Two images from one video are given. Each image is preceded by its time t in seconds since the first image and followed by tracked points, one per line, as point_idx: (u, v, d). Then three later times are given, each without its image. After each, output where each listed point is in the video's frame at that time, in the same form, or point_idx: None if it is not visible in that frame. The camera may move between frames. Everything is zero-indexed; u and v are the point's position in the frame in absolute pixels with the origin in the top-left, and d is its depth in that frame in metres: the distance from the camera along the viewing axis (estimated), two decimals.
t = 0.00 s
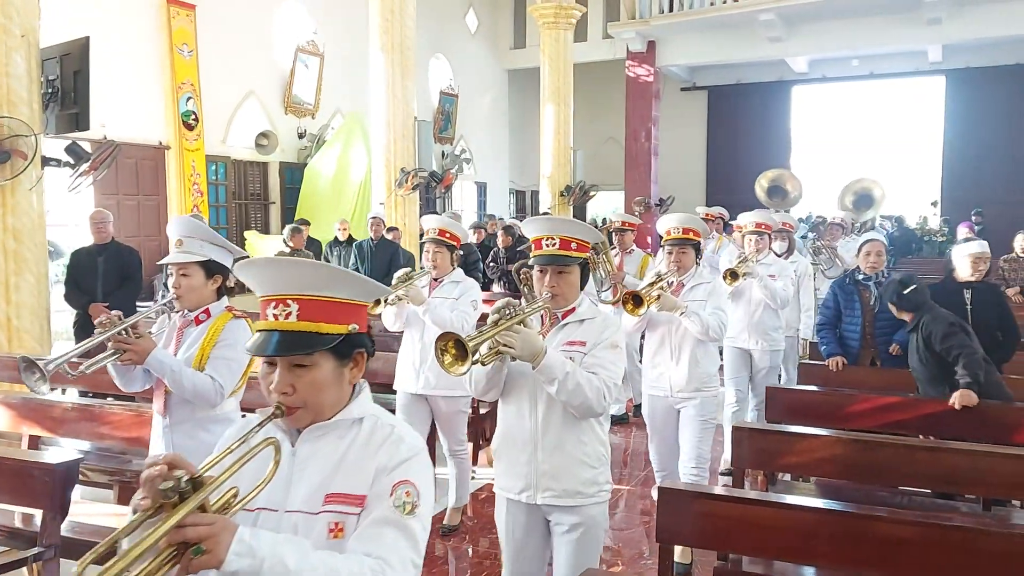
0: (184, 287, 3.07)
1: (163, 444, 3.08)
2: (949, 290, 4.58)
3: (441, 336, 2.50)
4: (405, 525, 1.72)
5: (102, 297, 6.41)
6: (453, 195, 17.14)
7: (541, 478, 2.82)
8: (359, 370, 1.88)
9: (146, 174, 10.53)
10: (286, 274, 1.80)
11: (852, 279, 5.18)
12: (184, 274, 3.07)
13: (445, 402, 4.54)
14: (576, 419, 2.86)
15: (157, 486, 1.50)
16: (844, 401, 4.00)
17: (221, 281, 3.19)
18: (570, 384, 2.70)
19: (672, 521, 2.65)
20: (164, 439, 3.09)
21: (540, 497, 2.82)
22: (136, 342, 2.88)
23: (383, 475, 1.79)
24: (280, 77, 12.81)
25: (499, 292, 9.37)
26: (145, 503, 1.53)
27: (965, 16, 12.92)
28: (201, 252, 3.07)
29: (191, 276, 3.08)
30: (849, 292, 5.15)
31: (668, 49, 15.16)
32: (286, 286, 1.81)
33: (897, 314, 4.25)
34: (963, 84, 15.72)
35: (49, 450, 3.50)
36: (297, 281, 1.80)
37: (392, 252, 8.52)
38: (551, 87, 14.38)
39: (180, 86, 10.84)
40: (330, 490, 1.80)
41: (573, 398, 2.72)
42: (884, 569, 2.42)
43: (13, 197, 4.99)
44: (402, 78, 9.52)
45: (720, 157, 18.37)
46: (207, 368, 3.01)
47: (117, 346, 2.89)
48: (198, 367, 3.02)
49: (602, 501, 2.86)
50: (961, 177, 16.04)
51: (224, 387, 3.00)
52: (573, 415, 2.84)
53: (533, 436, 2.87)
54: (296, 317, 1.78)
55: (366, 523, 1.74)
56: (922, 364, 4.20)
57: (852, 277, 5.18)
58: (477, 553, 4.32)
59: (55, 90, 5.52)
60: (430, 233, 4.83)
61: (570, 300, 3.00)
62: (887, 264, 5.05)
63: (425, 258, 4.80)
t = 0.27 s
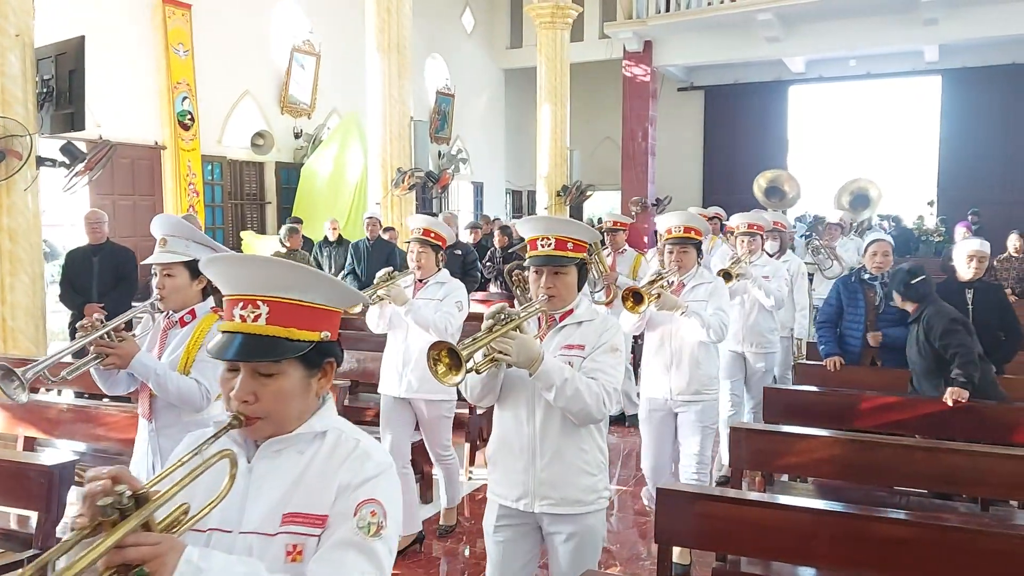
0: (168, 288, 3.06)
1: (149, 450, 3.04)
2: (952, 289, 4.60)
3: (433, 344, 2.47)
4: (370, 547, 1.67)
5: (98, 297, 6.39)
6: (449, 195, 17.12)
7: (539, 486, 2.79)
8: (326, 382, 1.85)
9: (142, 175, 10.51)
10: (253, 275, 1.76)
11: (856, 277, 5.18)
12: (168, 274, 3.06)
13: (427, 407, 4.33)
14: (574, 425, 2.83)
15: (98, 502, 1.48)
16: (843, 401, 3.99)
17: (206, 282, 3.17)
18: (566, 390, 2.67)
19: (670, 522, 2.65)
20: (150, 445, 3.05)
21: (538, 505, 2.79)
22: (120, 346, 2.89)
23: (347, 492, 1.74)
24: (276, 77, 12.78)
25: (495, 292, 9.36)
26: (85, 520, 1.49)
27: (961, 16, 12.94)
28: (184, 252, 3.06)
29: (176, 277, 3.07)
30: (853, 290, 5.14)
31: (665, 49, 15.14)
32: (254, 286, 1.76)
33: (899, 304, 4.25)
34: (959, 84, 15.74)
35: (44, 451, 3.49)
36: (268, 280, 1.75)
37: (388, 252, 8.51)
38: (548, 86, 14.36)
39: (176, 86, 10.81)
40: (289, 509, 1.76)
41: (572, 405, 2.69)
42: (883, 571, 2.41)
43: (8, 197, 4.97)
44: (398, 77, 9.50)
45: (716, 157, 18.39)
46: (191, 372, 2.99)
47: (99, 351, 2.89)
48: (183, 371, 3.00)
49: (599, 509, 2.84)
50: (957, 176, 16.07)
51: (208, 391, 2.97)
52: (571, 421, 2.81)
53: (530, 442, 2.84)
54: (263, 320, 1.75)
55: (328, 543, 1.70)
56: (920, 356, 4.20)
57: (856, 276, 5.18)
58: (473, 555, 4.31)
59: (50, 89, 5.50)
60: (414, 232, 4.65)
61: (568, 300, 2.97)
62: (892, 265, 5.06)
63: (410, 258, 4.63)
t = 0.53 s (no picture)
0: (154, 290, 3.01)
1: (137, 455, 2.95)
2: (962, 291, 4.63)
3: (432, 353, 2.43)
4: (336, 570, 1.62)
5: (96, 297, 6.38)
6: (447, 195, 17.13)
7: (538, 492, 2.73)
8: (292, 393, 1.78)
9: (139, 174, 10.49)
10: (211, 280, 1.67)
11: (860, 275, 5.18)
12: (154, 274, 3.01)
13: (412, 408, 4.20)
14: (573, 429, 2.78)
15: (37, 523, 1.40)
16: (842, 402, 4.00)
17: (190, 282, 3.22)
18: (566, 395, 2.63)
19: (670, 522, 2.65)
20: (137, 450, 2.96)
21: (537, 512, 2.73)
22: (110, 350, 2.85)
23: (314, 511, 1.68)
24: (273, 76, 12.76)
25: (493, 291, 9.36)
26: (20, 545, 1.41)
27: (958, 16, 12.96)
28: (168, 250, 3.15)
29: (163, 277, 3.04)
30: (856, 289, 5.16)
31: (662, 49, 15.16)
32: (213, 291, 1.68)
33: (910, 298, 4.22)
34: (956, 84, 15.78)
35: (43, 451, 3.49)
36: (228, 284, 1.67)
37: (386, 251, 8.51)
38: (545, 86, 14.36)
39: (174, 86, 10.79)
40: (252, 531, 1.69)
41: (572, 410, 2.64)
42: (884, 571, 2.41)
43: (6, 197, 4.96)
44: (396, 77, 9.50)
45: (713, 157, 18.40)
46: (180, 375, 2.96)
47: (88, 356, 2.83)
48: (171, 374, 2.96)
49: (598, 515, 2.81)
50: (954, 176, 16.10)
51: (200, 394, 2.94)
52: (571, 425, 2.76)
53: (528, 447, 2.78)
54: (224, 328, 1.67)
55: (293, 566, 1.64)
56: (928, 352, 4.21)
57: (860, 274, 5.18)
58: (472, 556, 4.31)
59: (48, 89, 5.49)
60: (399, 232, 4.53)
61: (564, 303, 2.93)
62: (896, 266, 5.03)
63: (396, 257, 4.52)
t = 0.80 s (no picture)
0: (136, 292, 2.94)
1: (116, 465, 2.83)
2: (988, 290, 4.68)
3: (417, 356, 2.33)
4: None
5: (97, 297, 6.38)
6: (447, 195, 17.14)
7: (528, 503, 2.60)
8: (265, 395, 1.66)
9: (140, 174, 10.50)
10: (168, 278, 1.56)
11: (863, 275, 5.19)
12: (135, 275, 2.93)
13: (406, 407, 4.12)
14: (564, 436, 2.65)
15: None
16: (843, 402, 4.00)
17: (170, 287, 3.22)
18: (555, 400, 2.50)
19: (670, 522, 2.65)
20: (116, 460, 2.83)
21: (528, 523, 2.60)
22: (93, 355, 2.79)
23: (286, 526, 1.54)
24: (273, 76, 12.76)
25: (494, 291, 9.37)
26: None
27: (959, 16, 12.95)
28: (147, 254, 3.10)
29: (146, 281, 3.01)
30: (858, 289, 5.17)
31: (662, 48, 15.16)
32: (169, 290, 1.57)
33: (930, 295, 4.25)
34: (956, 84, 15.78)
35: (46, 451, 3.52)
36: (187, 282, 1.56)
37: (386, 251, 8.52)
38: (545, 86, 14.37)
39: (174, 85, 10.79)
40: (221, 547, 1.55)
41: (563, 416, 2.52)
42: (885, 571, 2.41)
43: (7, 196, 4.96)
44: (396, 77, 9.50)
45: (713, 157, 18.41)
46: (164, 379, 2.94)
47: (69, 361, 2.77)
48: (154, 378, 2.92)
49: (589, 525, 2.69)
50: (954, 176, 16.11)
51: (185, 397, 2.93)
52: (562, 433, 2.62)
53: (517, 456, 2.64)
54: (184, 329, 1.56)
55: None
56: (947, 349, 4.23)
57: (863, 274, 5.19)
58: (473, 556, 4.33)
59: (49, 89, 5.50)
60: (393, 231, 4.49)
61: (553, 306, 2.79)
62: (898, 265, 5.04)
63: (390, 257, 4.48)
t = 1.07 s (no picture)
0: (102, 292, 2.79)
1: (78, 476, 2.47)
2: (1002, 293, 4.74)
3: (385, 350, 2.26)
4: None
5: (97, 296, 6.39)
6: (447, 194, 17.14)
7: (500, 504, 2.56)
8: (214, 408, 1.57)
9: (139, 173, 10.49)
10: (114, 283, 1.49)
11: (863, 273, 5.17)
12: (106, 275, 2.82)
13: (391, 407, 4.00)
14: (538, 436, 2.60)
15: None
16: (843, 400, 4.00)
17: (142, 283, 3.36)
18: (529, 400, 2.44)
19: (671, 521, 2.65)
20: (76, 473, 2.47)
21: (500, 526, 2.56)
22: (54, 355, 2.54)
23: (232, 545, 1.44)
24: (273, 74, 12.74)
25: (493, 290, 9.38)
26: None
27: (959, 14, 12.95)
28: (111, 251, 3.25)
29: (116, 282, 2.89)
30: (859, 287, 5.16)
31: (662, 46, 15.15)
32: (116, 295, 1.51)
33: (944, 293, 4.23)
34: (955, 82, 15.78)
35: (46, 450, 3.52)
36: (135, 286, 1.49)
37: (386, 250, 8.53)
38: (545, 84, 14.37)
39: (174, 84, 10.79)
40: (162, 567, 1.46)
41: (539, 417, 2.47)
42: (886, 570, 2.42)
43: (6, 195, 4.95)
44: (395, 75, 9.50)
45: (713, 156, 18.40)
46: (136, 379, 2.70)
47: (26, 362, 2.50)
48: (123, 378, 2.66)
49: (564, 529, 2.64)
50: (953, 175, 16.11)
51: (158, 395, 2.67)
52: (536, 433, 2.58)
53: (489, 457, 2.60)
54: (128, 336, 1.48)
55: None
56: (957, 346, 4.21)
57: (863, 272, 5.17)
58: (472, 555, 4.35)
59: (48, 87, 5.50)
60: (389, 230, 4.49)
61: (530, 304, 2.78)
62: (898, 263, 5.03)
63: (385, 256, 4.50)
